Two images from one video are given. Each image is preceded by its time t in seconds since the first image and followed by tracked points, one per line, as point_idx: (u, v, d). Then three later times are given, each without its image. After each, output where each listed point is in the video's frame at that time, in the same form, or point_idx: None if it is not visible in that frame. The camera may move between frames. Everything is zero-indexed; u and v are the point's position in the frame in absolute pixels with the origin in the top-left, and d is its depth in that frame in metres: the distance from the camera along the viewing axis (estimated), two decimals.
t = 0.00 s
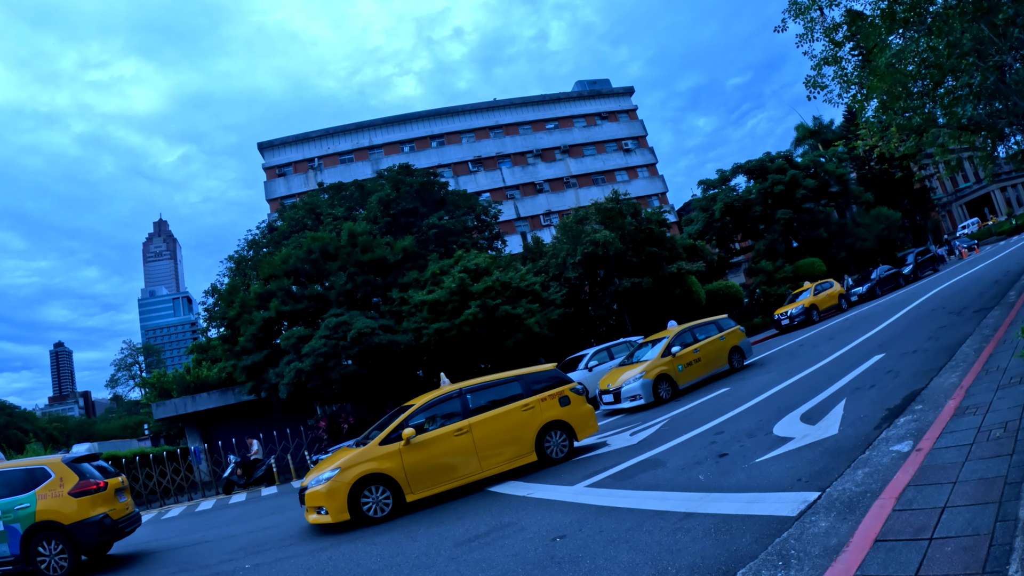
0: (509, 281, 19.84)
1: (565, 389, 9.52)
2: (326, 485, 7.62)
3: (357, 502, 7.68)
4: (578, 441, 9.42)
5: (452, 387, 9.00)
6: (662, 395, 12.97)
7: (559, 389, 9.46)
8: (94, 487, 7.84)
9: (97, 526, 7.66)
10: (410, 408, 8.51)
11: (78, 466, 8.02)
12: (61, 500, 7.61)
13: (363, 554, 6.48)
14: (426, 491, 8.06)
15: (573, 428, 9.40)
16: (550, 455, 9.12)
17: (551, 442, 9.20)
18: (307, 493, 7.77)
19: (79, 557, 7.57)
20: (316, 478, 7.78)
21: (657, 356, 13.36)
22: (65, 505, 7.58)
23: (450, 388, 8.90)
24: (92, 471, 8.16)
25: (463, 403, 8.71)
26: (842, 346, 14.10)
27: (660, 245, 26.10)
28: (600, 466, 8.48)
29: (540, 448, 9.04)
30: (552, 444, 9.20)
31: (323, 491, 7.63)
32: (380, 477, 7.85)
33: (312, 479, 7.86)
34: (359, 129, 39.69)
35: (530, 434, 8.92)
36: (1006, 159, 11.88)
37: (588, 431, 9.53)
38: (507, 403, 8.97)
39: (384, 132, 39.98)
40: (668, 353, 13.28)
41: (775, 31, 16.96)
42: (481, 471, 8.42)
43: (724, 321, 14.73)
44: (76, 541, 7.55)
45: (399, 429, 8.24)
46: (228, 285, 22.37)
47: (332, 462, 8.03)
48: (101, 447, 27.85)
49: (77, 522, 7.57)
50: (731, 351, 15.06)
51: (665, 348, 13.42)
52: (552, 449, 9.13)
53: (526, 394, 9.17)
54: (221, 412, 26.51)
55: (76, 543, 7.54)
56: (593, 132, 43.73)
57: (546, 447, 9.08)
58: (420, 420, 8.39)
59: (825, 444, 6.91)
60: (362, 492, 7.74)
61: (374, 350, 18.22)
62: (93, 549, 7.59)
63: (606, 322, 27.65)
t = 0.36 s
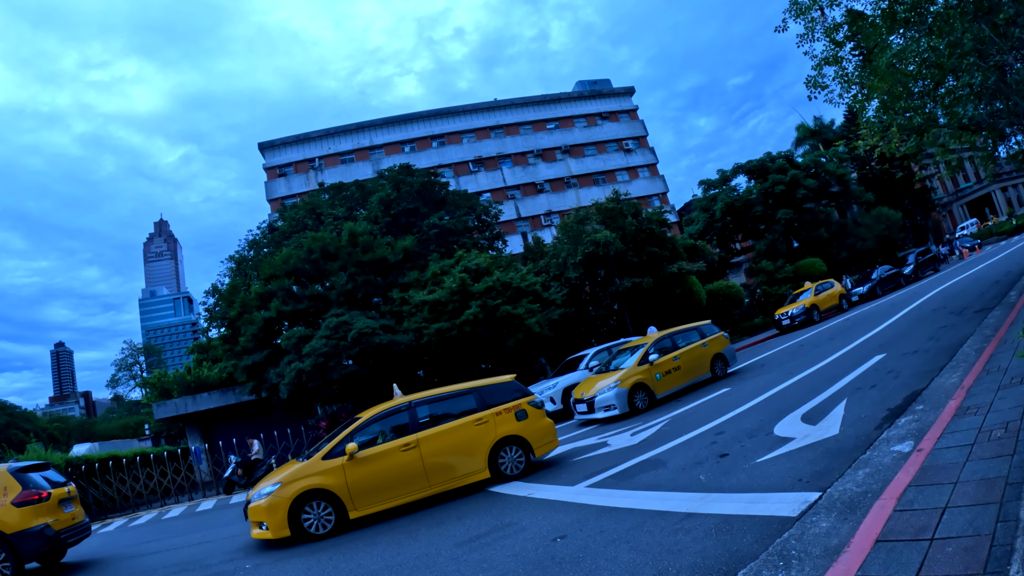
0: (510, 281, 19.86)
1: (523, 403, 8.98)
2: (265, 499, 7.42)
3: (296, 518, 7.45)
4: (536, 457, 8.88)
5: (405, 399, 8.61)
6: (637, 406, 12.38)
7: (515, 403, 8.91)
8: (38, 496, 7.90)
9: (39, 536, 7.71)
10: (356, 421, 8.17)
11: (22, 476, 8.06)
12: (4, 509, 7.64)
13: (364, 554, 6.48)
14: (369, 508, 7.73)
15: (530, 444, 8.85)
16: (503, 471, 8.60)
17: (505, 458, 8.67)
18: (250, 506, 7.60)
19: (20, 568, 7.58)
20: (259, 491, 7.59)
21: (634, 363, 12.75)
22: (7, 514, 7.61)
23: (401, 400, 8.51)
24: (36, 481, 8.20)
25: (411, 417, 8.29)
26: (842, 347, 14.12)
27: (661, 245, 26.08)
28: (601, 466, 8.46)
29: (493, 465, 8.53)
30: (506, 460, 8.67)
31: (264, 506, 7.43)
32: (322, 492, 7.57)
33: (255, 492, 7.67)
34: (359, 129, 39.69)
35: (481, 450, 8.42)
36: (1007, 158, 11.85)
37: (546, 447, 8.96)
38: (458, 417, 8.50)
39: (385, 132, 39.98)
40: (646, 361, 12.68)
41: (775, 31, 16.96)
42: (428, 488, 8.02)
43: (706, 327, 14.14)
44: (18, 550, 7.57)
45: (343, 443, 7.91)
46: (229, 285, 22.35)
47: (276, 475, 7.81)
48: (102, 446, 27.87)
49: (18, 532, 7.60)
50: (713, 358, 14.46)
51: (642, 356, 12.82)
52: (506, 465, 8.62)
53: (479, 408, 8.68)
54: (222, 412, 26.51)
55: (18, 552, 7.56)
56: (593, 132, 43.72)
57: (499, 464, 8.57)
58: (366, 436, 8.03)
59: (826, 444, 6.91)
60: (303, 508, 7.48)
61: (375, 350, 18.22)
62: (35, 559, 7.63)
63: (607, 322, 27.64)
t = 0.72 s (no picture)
0: (510, 282, 19.88)
1: (473, 417, 8.57)
2: (202, 513, 7.33)
3: (234, 533, 7.31)
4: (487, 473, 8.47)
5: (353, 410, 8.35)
6: (612, 417, 11.89)
7: (464, 418, 8.52)
8: None
9: None
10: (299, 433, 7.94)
11: None
12: None
13: (364, 555, 6.48)
14: (308, 524, 7.52)
15: (480, 460, 8.44)
16: (451, 489, 8.21)
17: (454, 475, 8.29)
18: (190, 519, 7.52)
19: None
20: (198, 504, 7.50)
21: (609, 372, 12.25)
22: None
23: (348, 412, 8.23)
24: None
25: (355, 431, 8.02)
26: (843, 347, 14.13)
27: (661, 246, 26.05)
28: (601, 467, 8.46)
29: (440, 482, 8.16)
30: (455, 477, 8.28)
31: (201, 520, 7.33)
32: (259, 508, 7.41)
33: (197, 506, 7.59)
34: (359, 130, 39.71)
35: (428, 466, 8.06)
36: (1006, 159, 11.84)
37: (498, 464, 8.54)
38: (403, 432, 8.17)
39: (385, 133, 40.00)
40: (621, 370, 12.17)
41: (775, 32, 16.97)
42: (369, 506, 7.74)
43: (687, 334, 13.64)
44: None
45: (282, 458, 7.71)
46: (229, 286, 22.31)
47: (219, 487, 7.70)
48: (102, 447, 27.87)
49: None
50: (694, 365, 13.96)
51: (617, 364, 12.31)
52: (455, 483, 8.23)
53: (427, 422, 8.33)
54: (222, 413, 26.49)
55: None
56: (593, 133, 43.74)
57: (447, 481, 8.19)
58: (308, 450, 7.81)
59: (827, 445, 6.91)
60: (239, 523, 7.35)
61: (375, 351, 18.21)
62: None
63: (607, 323, 27.64)
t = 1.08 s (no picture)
0: (509, 284, 19.89)
1: (416, 434, 8.13)
2: (137, 527, 7.26)
3: (166, 548, 7.20)
4: (431, 492, 8.03)
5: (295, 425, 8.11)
6: (583, 429, 11.40)
7: (407, 435, 8.09)
8: None
9: None
10: (237, 448, 7.77)
11: None
12: None
13: (363, 557, 6.48)
14: (242, 541, 7.33)
15: (423, 479, 7.99)
16: (391, 508, 7.82)
17: (395, 494, 7.88)
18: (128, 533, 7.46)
19: None
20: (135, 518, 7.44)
21: (581, 383, 11.79)
22: None
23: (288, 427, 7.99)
24: None
25: (291, 447, 7.78)
26: (842, 348, 14.16)
27: (660, 247, 26.05)
28: (600, 469, 8.46)
29: (380, 501, 7.78)
30: (396, 495, 7.87)
31: (135, 533, 7.25)
32: (193, 522, 7.28)
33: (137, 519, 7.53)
34: (359, 132, 39.73)
35: (366, 484, 7.70)
36: (1006, 160, 11.85)
37: (442, 483, 8.08)
38: (341, 449, 7.84)
39: (384, 135, 40.03)
40: (594, 380, 11.71)
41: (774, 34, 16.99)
42: (304, 524, 7.47)
43: (665, 343, 13.15)
44: None
45: (217, 473, 7.56)
46: (228, 287, 22.26)
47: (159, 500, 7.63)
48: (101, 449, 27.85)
49: None
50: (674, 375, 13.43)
51: (590, 374, 11.85)
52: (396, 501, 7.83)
53: (367, 439, 7.95)
54: (221, 414, 26.46)
55: None
56: (593, 134, 43.77)
57: (386, 499, 7.80)
58: (244, 466, 7.61)
59: (827, 446, 6.91)
60: (173, 538, 7.23)
61: (375, 352, 18.20)
62: None
63: (606, 325, 27.65)
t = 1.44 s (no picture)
0: (509, 285, 19.90)
1: (353, 452, 7.81)
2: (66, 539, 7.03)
3: (96, 562, 6.95)
4: (367, 512, 7.66)
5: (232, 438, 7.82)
6: (551, 441, 10.99)
7: (343, 453, 7.75)
8: None
9: None
10: (171, 462, 7.49)
11: None
12: None
13: (363, 558, 6.48)
14: (172, 557, 7.04)
15: (358, 499, 7.62)
16: (324, 528, 7.47)
17: (329, 513, 7.53)
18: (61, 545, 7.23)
19: None
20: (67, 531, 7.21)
21: (551, 393, 11.41)
22: None
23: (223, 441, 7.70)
24: None
25: (224, 462, 7.45)
26: (842, 349, 14.17)
27: (660, 248, 26.06)
28: (601, 470, 8.46)
29: (313, 520, 7.42)
30: (330, 515, 7.53)
31: (66, 546, 7.03)
32: (124, 536, 7.02)
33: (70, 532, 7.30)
34: (359, 133, 39.75)
35: (298, 503, 7.35)
36: (1005, 161, 11.86)
37: (376, 504, 7.70)
38: (273, 466, 7.50)
39: (384, 136, 40.04)
40: (563, 391, 11.33)
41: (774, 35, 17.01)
42: (234, 542, 7.15)
43: (641, 351, 12.69)
44: None
45: (148, 487, 7.28)
46: (228, 288, 22.13)
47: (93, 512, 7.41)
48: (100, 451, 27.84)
49: None
50: (652, 385, 12.93)
51: (560, 385, 11.46)
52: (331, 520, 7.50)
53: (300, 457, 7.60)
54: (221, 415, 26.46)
55: None
56: (593, 135, 43.80)
57: (320, 519, 7.45)
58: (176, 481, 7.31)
59: (827, 447, 6.90)
60: (102, 552, 6.98)
61: (375, 354, 18.20)
62: None
63: (606, 326, 27.66)
